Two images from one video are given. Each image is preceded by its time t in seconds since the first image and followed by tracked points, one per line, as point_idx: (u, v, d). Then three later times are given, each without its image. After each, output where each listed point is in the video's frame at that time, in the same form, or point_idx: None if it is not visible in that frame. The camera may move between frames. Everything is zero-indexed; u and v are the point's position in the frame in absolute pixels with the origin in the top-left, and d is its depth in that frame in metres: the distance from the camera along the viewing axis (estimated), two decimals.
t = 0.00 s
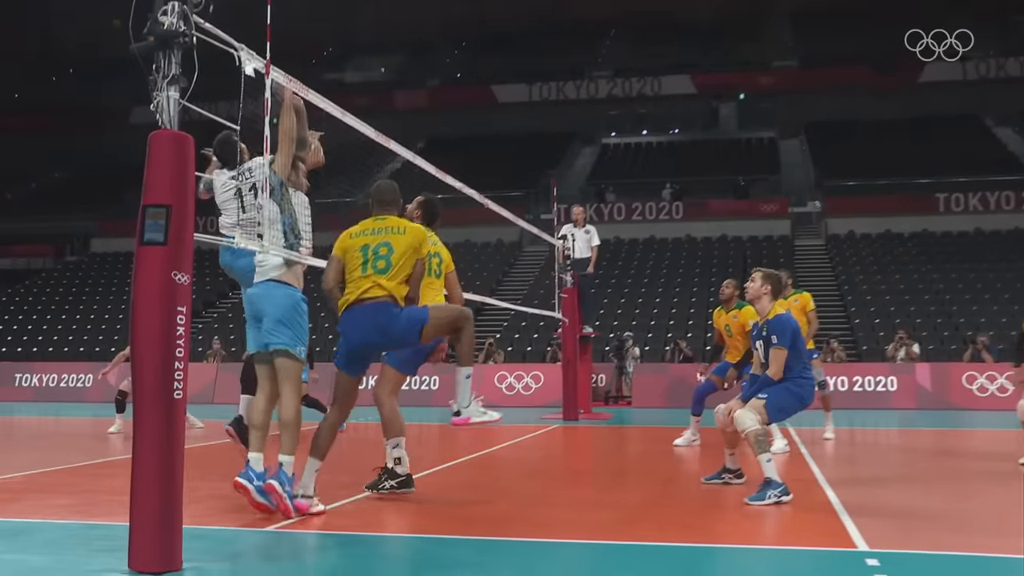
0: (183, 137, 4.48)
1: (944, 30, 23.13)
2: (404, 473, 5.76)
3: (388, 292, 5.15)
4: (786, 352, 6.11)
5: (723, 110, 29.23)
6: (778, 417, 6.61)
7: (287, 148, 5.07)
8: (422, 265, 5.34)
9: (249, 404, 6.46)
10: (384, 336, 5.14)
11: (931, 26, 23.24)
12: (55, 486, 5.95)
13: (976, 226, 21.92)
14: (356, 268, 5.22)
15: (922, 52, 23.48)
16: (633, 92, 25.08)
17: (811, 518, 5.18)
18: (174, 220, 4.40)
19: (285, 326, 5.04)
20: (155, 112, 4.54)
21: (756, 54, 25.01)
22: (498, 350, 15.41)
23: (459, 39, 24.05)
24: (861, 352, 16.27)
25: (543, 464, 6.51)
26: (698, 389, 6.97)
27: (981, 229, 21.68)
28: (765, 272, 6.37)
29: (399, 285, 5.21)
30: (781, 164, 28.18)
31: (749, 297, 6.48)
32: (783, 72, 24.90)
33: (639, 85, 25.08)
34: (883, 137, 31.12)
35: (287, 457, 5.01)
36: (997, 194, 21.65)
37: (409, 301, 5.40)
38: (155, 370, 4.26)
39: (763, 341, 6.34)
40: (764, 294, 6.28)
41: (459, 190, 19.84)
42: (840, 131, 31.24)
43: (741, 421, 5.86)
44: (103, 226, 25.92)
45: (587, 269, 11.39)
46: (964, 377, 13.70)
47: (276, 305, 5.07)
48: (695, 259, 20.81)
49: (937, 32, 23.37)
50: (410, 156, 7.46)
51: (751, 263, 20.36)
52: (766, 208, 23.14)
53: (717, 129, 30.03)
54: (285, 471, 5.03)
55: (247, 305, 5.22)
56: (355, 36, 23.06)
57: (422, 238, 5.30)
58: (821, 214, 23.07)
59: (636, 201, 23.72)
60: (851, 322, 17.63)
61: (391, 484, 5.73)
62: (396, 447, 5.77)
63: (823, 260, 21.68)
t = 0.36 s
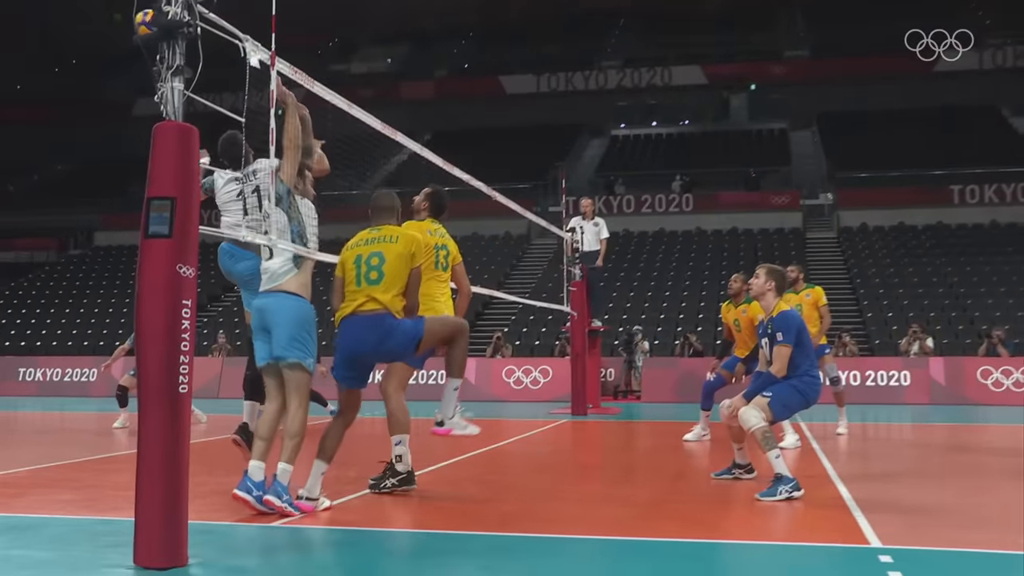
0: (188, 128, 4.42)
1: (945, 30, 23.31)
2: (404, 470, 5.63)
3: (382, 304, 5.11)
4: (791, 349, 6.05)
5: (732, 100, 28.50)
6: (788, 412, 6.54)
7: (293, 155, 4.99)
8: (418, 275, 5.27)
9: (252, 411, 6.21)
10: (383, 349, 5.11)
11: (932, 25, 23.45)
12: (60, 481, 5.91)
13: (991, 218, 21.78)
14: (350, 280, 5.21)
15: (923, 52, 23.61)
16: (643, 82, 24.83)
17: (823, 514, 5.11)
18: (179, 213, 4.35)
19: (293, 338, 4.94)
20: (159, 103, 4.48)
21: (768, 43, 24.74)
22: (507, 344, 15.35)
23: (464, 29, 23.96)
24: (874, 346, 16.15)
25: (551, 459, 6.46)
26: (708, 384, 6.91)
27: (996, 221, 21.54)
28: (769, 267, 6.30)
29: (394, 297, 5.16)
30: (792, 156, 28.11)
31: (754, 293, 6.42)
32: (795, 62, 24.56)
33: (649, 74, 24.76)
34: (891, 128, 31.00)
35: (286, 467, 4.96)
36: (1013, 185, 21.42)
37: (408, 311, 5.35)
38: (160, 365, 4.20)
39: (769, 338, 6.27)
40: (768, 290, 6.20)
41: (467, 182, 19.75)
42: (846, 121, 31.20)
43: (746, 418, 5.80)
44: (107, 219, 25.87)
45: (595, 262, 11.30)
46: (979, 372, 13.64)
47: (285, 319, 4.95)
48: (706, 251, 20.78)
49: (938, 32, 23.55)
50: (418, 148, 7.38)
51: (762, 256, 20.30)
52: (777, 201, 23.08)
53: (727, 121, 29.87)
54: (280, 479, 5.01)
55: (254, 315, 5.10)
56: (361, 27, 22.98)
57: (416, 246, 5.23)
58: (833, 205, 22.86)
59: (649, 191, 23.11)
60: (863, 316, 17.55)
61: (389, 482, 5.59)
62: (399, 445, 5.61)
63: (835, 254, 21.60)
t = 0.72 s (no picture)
0: (194, 123, 4.41)
1: (945, 30, 23.40)
2: (409, 467, 5.60)
3: (379, 309, 5.08)
4: (795, 345, 6.03)
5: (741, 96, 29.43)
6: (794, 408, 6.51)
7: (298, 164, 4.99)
8: (417, 277, 5.19)
9: (256, 414, 5.99)
10: (384, 357, 5.11)
11: (932, 25, 23.52)
12: (64, 477, 5.89)
13: (1001, 213, 21.65)
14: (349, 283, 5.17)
15: (923, 52, 23.69)
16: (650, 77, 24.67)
17: (831, 510, 5.08)
18: (185, 207, 4.34)
19: (303, 350, 4.91)
20: (165, 98, 4.46)
21: (777, 37, 24.72)
22: (514, 340, 15.34)
23: (470, 23, 23.93)
24: (882, 342, 16.09)
25: (558, 455, 6.44)
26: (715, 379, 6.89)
27: (1005, 215, 21.43)
28: (773, 263, 6.27)
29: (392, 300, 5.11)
30: (800, 150, 28.02)
31: (758, 289, 6.40)
32: (804, 56, 24.45)
33: (656, 69, 24.79)
34: (897, 123, 30.92)
35: (286, 471, 4.93)
36: (1023, 179, 21.33)
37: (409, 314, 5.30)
38: (166, 360, 4.19)
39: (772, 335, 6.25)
40: (772, 286, 6.18)
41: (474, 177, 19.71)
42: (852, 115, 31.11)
43: (749, 416, 5.79)
44: (113, 213, 25.87)
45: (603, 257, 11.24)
46: (989, 367, 13.56)
47: (293, 331, 4.92)
48: (713, 245, 20.75)
49: (938, 32, 23.62)
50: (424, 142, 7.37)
51: (770, 251, 20.24)
52: (785, 195, 22.98)
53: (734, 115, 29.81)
54: (280, 486, 4.97)
55: (261, 324, 5.07)
56: (366, 21, 22.96)
57: (414, 248, 5.15)
58: (842, 200, 22.97)
59: (655, 186, 23.47)
60: (872, 311, 17.51)
61: (394, 480, 5.56)
62: (404, 441, 5.58)
63: (843, 248, 21.56)
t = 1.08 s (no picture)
0: (196, 121, 4.41)
1: (945, 30, 23.56)
2: (413, 465, 5.59)
3: (379, 310, 5.08)
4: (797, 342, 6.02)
5: (744, 94, 29.18)
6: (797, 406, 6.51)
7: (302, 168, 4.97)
8: (418, 277, 5.19)
9: (259, 418, 5.97)
10: (387, 360, 5.10)
11: (932, 25, 23.61)
12: (68, 474, 5.90)
13: (1005, 210, 21.60)
14: (350, 283, 5.19)
15: (923, 51, 23.80)
16: (654, 74, 25.34)
17: (835, 508, 5.08)
18: (188, 205, 4.33)
19: (307, 356, 4.90)
20: (168, 96, 4.45)
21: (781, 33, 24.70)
22: (517, 337, 15.34)
23: (473, 20, 23.96)
24: (886, 340, 16.07)
25: (561, 453, 6.44)
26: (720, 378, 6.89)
27: (1010, 213, 21.38)
28: (774, 260, 6.26)
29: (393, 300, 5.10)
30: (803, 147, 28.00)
31: (760, 287, 6.39)
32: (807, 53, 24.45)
33: (660, 65, 25.39)
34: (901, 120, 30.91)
35: (287, 471, 4.95)
36: None
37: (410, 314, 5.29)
38: (169, 359, 4.19)
39: (774, 332, 6.24)
40: (773, 283, 6.17)
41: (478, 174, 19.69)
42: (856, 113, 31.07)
43: (750, 415, 5.80)
44: (116, 212, 25.89)
45: (606, 255, 11.06)
46: (993, 365, 13.56)
47: (297, 335, 4.92)
48: (716, 243, 20.76)
49: (938, 33, 23.76)
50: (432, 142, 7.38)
51: (773, 248, 20.25)
52: (788, 193, 22.98)
53: (738, 113, 29.80)
54: (280, 487, 5.00)
55: (266, 329, 5.07)
56: (370, 19, 22.99)
57: (415, 249, 5.16)
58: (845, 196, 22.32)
59: (659, 183, 23.49)
60: (876, 308, 17.49)
61: (398, 478, 5.55)
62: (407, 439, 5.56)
63: (846, 244, 21.56)
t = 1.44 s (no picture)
0: (199, 118, 4.40)
1: (945, 30, 23.47)
2: (416, 464, 5.59)
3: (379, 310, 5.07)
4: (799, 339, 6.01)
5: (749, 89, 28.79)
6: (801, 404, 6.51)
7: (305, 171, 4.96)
8: (420, 278, 5.18)
9: (263, 423, 5.90)
10: (390, 362, 5.10)
11: (931, 25, 23.52)
12: (72, 472, 5.90)
13: (1011, 208, 21.52)
14: (351, 285, 5.19)
15: (923, 52, 23.71)
16: (657, 71, 25.01)
17: (838, 506, 5.07)
18: (191, 203, 4.33)
19: (312, 360, 4.90)
20: (171, 93, 4.45)
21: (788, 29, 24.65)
22: (520, 335, 15.31)
23: (477, 17, 23.95)
24: (890, 338, 16.02)
25: (565, 451, 6.43)
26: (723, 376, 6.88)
27: (1015, 210, 21.31)
28: (775, 258, 6.27)
29: (392, 301, 5.09)
30: (808, 144, 27.95)
31: (761, 285, 6.38)
32: (812, 50, 24.42)
33: (663, 63, 25.03)
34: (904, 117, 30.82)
35: (290, 471, 4.95)
36: None
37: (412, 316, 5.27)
38: (172, 357, 4.19)
39: (776, 330, 6.24)
40: (774, 281, 6.17)
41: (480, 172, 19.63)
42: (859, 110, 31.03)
43: (752, 413, 5.81)
44: (119, 209, 25.88)
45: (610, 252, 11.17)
46: (998, 363, 13.51)
47: (300, 340, 4.91)
48: (720, 240, 20.74)
49: (938, 32, 23.66)
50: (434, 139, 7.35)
51: (777, 246, 20.22)
52: (793, 190, 22.94)
53: (742, 110, 29.75)
54: (282, 485, 5.01)
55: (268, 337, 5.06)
56: (373, 16, 22.99)
57: (416, 250, 5.15)
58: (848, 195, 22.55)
59: (663, 181, 23.42)
60: (880, 306, 17.49)
61: (401, 477, 5.56)
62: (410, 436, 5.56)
63: (851, 242, 21.56)
